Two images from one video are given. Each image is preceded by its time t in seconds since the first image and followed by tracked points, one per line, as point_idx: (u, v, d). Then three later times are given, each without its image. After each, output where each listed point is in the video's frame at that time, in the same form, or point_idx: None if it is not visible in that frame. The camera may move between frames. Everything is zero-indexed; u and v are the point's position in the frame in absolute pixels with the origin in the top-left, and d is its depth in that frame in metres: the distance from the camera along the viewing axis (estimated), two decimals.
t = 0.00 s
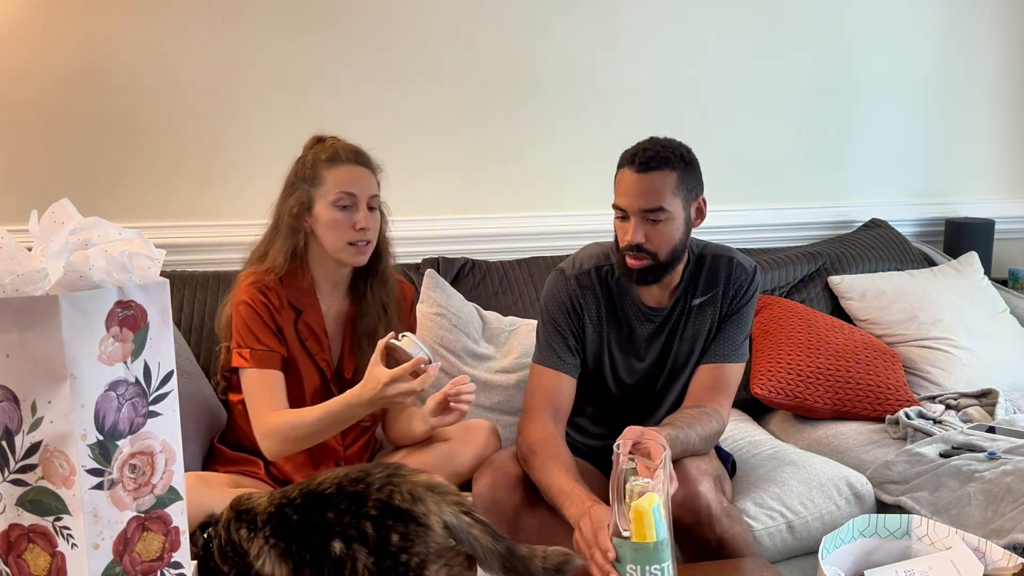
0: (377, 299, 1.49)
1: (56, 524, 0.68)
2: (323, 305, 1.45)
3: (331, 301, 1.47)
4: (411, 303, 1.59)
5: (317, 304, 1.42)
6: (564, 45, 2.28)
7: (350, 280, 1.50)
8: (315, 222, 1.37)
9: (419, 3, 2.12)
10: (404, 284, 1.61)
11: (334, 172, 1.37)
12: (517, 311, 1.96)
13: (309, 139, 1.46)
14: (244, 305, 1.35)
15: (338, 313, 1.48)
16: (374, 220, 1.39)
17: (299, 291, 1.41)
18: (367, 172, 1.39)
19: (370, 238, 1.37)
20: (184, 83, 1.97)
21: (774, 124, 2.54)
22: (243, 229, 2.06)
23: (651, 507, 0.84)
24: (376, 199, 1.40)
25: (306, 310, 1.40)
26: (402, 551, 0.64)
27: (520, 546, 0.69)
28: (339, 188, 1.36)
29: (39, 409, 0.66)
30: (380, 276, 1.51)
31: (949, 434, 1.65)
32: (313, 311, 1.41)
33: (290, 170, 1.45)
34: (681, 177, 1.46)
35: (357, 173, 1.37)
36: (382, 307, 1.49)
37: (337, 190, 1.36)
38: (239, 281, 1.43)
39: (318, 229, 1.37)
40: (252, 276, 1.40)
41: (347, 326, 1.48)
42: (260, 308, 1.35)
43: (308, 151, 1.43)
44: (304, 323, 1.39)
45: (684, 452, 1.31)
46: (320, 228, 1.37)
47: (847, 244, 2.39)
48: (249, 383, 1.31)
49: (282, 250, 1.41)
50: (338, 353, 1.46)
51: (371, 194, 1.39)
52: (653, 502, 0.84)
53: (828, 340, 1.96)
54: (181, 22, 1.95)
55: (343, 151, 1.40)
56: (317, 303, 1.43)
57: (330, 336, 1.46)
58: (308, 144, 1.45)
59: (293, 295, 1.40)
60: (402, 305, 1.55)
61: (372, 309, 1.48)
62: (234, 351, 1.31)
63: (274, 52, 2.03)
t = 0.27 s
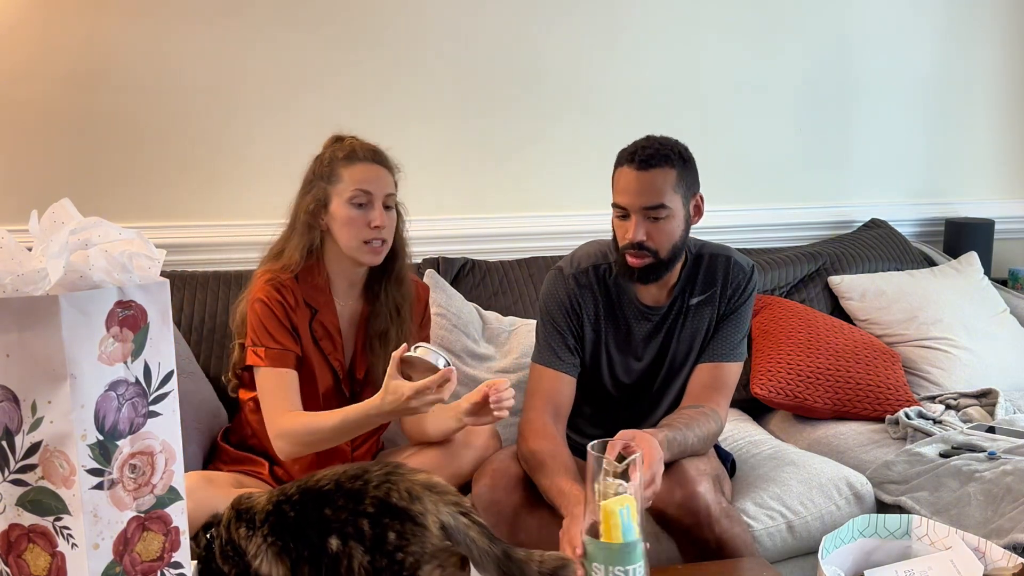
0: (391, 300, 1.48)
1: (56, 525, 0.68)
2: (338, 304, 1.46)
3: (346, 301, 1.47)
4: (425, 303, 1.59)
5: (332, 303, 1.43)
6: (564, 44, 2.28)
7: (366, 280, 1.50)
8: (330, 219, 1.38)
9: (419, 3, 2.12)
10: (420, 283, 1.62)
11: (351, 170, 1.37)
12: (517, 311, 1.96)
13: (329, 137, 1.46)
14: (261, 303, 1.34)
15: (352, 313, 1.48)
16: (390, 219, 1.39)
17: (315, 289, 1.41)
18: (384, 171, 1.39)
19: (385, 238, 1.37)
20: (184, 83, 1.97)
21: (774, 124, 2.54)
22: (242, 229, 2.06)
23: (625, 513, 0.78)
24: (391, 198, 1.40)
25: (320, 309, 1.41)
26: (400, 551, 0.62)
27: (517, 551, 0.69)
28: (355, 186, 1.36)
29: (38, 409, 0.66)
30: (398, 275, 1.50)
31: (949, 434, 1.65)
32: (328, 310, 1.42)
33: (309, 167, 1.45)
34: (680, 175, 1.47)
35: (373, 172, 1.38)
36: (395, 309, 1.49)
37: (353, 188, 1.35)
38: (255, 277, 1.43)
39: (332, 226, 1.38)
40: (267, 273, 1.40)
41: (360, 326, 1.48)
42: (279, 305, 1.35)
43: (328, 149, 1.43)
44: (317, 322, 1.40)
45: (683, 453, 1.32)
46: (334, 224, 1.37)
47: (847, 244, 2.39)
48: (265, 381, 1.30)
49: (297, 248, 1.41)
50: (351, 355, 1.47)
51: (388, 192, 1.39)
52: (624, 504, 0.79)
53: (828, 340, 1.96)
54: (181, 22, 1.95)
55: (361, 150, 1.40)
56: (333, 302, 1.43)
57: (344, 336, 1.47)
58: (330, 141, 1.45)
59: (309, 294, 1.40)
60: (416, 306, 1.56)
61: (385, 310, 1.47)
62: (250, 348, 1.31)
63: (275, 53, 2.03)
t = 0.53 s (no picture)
0: (396, 305, 1.49)
1: (56, 525, 0.68)
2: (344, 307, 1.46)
3: (352, 305, 1.48)
4: (431, 306, 1.59)
5: (338, 306, 1.43)
6: (564, 44, 2.28)
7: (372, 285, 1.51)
8: (336, 220, 1.38)
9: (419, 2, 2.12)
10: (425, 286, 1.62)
11: (358, 171, 1.37)
12: (517, 311, 1.96)
13: (341, 139, 1.46)
14: (266, 304, 1.34)
15: (358, 317, 1.49)
16: (397, 220, 1.39)
17: (320, 291, 1.41)
18: (391, 173, 1.39)
19: (390, 240, 1.36)
20: (183, 83, 1.97)
21: (774, 124, 2.54)
22: (242, 229, 2.06)
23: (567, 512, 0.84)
24: (399, 199, 1.40)
25: (326, 312, 1.41)
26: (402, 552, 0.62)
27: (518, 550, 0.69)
28: (362, 187, 1.36)
29: (39, 409, 0.66)
30: (404, 281, 1.51)
31: (949, 434, 1.65)
32: (334, 313, 1.42)
33: (318, 169, 1.45)
34: (678, 171, 1.47)
35: (379, 172, 1.37)
36: (401, 315, 1.49)
37: (360, 189, 1.35)
38: (261, 278, 1.44)
39: (338, 228, 1.38)
40: (274, 275, 1.40)
41: (365, 330, 1.49)
42: (285, 307, 1.35)
43: (340, 151, 1.42)
44: (323, 325, 1.40)
45: (683, 453, 1.32)
46: (341, 227, 1.37)
47: (847, 244, 2.39)
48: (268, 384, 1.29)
49: (303, 249, 1.42)
50: (355, 359, 1.48)
51: (395, 194, 1.38)
52: (567, 502, 0.85)
53: (828, 340, 1.96)
54: (181, 21, 1.95)
55: (369, 151, 1.40)
56: (338, 305, 1.43)
57: (348, 339, 1.47)
58: (341, 143, 1.45)
59: (315, 296, 1.40)
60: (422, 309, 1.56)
61: (390, 316, 1.48)
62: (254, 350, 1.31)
63: (275, 52, 2.03)
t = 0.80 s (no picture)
0: (395, 301, 1.50)
1: (56, 525, 0.68)
2: (340, 306, 1.46)
3: (348, 304, 1.48)
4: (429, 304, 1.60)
5: (334, 304, 1.43)
6: (564, 44, 2.28)
7: (368, 284, 1.51)
8: (331, 220, 1.38)
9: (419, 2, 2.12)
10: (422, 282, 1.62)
11: (351, 171, 1.37)
12: (517, 311, 1.96)
13: (334, 138, 1.46)
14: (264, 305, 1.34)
15: (357, 315, 1.49)
16: (391, 220, 1.39)
17: (316, 291, 1.41)
18: (385, 172, 1.40)
19: (384, 241, 1.37)
20: (183, 83, 1.97)
21: (775, 124, 2.54)
22: (242, 229, 2.06)
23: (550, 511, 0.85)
24: (393, 199, 1.40)
25: (323, 311, 1.41)
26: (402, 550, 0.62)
27: (518, 548, 0.68)
28: (356, 187, 1.36)
29: (39, 409, 0.66)
30: (400, 279, 1.51)
31: (949, 434, 1.65)
32: (331, 312, 1.42)
33: (312, 167, 1.45)
34: (680, 168, 1.47)
35: (373, 172, 1.37)
36: (399, 310, 1.49)
37: (354, 189, 1.36)
38: (256, 280, 1.44)
39: (333, 228, 1.38)
40: (269, 275, 1.40)
41: (365, 328, 1.49)
42: (279, 307, 1.35)
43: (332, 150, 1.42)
44: (321, 323, 1.40)
45: (682, 452, 1.32)
46: (336, 227, 1.37)
47: (847, 244, 2.39)
48: (265, 384, 1.29)
49: (298, 249, 1.42)
50: (354, 358, 1.47)
51: (389, 193, 1.39)
52: (552, 502, 0.85)
53: (828, 339, 1.96)
54: (181, 22, 1.95)
55: (363, 151, 1.40)
56: (334, 304, 1.43)
57: (348, 338, 1.47)
58: (333, 142, 1.45)
59: (311, 294, 1.40)
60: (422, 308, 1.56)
61: (389, 313, 1.48)
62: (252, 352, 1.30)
63: (275, 52, 2.03)
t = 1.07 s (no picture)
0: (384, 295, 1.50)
1: (56, 525, 0.67)
2: (331, 301, 1.46)
3: (339, 298, 1.48)
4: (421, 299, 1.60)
5: (325, 299, 1.43)
6: (564, 44, 2.28)
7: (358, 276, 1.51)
8: (322, 215, 1.38)
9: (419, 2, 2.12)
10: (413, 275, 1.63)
11: (341, 167, 1.37)
12: (517, 311, 1.96)
13: (320, 134, 1.46)
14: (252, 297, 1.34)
15: (347, 309, 1.48)
16: (380, 216, 1.39)
17: (306, 285, 1.41)
18: (374, 167, 1.39)
19: (375, 234, 1.37)
20: (183, 83, 1.97)
21: (775, 124, 2.54)
22: (241, 230, 2.06)
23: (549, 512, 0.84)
24: (382, 195, 1.40)
25: (313, 305, 1.40)
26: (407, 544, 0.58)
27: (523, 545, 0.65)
28: (346, 183, 1.36)
29: (39, 409, 0.66)
30: (389, 273, 1.51)
31: (949, 434, 1.65)
32: (322, 306, 1.41)
33: (300, 163, 1.45)
34: (683, 167, 1.47)
35: (362, 168, 1.37)
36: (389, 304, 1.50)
37: (344, 185, 1.35)
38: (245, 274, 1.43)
39: (323, 223, 1.38)
40: (258, 269, 1.40)
41: (356, 322, 1.48)
42: (268, 300, 1.35)
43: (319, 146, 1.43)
44: (311, 317, 1.40)
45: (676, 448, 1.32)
46: (325, 222, 1.37)
47: (847, 243, 2.39)
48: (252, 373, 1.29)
49: (288, 243, 1.42)
50: (347, 352, 1.46)
51: (379, 188, 1.39)
52: (552, 502, 0.85)
53: (828, 339, 1.96)
54: (181, 22, 1.95)
55: (352, 147, 1.40)
56: (325, 299, 1.43)
57: (340, 332, 1.46)
58: (319, 138, 1.45)
59: (300, 289, 1.40)
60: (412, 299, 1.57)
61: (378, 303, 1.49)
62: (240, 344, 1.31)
63: (275, 52, 2.03)
